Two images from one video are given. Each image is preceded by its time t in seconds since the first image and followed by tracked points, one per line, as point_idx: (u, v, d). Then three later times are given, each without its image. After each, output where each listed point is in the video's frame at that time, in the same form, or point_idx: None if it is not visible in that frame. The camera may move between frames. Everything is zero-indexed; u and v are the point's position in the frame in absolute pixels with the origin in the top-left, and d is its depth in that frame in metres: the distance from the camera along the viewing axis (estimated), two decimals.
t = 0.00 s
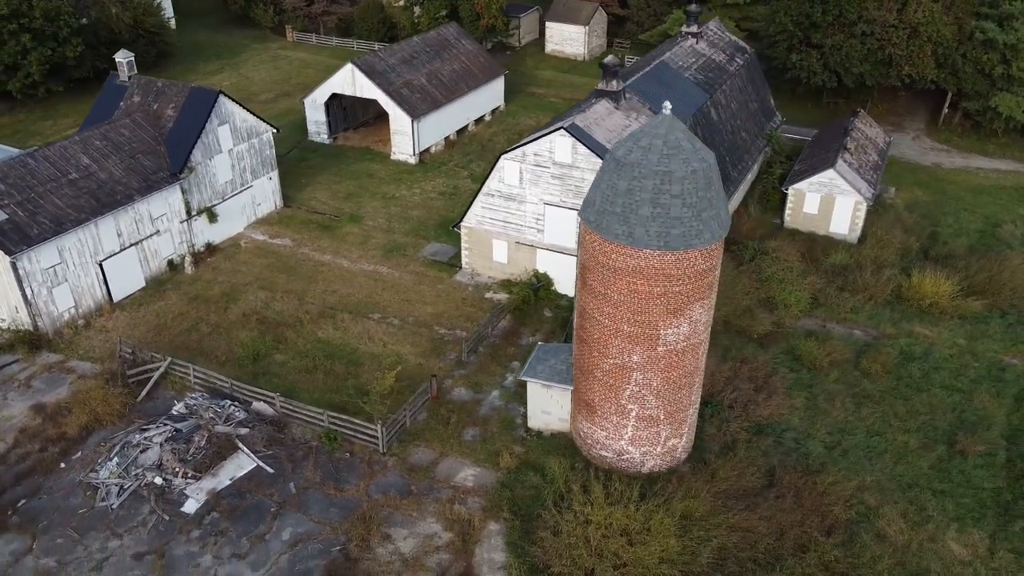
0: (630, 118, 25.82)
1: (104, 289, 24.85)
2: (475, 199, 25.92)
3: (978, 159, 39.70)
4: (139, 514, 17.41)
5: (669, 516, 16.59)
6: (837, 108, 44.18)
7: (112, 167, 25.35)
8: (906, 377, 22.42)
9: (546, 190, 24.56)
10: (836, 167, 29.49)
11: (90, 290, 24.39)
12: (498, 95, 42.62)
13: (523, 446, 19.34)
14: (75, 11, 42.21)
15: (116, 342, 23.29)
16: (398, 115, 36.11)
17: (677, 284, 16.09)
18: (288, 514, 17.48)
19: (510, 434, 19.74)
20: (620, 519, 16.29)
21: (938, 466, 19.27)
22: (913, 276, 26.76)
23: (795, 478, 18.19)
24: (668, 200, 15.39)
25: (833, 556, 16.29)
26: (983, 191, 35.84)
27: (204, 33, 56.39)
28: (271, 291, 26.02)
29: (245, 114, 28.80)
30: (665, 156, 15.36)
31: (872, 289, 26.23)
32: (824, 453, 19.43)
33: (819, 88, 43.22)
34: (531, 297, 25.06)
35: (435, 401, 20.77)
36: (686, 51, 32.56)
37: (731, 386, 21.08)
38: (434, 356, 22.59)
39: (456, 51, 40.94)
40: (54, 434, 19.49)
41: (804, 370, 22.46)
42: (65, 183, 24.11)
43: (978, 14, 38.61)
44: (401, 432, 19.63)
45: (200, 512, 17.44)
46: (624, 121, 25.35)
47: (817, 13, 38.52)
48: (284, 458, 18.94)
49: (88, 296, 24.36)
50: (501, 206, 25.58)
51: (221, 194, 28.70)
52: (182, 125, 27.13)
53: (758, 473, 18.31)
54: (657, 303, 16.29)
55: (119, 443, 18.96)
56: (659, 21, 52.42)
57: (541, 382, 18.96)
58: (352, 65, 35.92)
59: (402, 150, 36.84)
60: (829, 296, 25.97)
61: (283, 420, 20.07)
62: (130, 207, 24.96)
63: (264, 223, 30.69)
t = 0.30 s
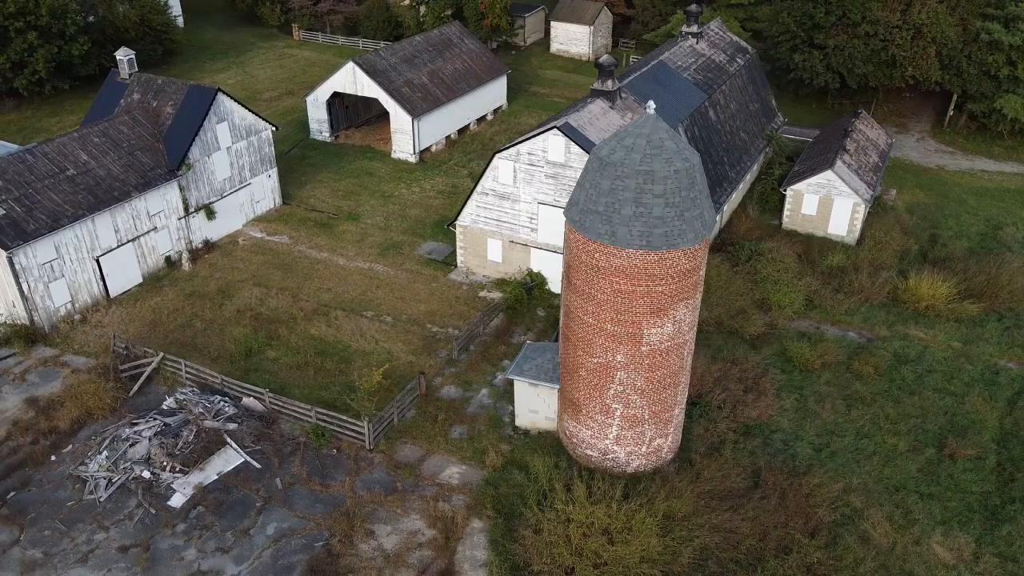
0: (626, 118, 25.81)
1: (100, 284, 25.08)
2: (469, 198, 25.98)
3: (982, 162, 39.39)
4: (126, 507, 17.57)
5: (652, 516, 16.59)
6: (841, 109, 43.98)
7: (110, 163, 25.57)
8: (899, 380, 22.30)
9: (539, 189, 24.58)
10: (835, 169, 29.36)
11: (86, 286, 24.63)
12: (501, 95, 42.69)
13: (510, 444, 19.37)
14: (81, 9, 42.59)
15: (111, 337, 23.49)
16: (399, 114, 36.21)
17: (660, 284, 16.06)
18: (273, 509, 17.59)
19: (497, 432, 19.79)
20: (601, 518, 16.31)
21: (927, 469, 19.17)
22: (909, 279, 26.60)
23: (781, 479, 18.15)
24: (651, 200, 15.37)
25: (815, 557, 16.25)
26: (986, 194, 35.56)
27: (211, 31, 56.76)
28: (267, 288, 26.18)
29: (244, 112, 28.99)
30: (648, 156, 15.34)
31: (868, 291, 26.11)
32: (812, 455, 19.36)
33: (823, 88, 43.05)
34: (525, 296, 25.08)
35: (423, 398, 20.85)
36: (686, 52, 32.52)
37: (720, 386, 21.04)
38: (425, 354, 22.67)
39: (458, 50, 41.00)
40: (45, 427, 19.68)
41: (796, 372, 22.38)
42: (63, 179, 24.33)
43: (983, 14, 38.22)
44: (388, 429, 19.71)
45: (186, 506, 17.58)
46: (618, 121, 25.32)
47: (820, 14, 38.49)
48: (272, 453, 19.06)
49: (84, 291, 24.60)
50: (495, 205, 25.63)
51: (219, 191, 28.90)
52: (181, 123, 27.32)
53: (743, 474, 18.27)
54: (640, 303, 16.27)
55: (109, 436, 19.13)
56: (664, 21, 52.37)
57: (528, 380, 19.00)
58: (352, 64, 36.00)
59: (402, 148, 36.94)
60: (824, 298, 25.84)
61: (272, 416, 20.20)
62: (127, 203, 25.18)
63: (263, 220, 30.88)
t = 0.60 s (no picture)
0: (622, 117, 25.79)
1: (98, 279, 25.33)
2: (464, 197, 26.03)
3: (987, 164, 39.06)
4: (113, 500, 17.73)
5: (634, 515, 16.59)
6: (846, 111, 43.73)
7: (109, 160, 25.80)
8: (891, 382, 22.17)
9: (533, 188, 24.61)
10: (834, 171, 29.22)
11: (84, 281, 24.88)
12: (504, 94, 42.70)
13: (496, 442, 19.40)
14: (89, 7, 42.97)
15: (106, 331, 23.71)
16: (400, 112, 36.33)
17: (643, 284, 16.05)
18: (258, 503, 17.72)
19: (484, 430, 19.83)
20: (583, 517, 16.32)
21: (915, 472, 19.06)
22: (906, 281, 26.43)
23: (766, 481, 18.10)
24: (633, 200, 15.34)
25: (797, 559, 16.21)
26: (990, 196, 35.26)
27: (219, 29, 57.13)
28: (263, 284, 26.33)
29: (243, 110, 29.17)
30: (631, 155, 15.33)
31: (865, 293, 25.96)
32: (799, 457, 19.29)
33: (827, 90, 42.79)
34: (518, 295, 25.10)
35: (412, 396, 20.92)
36: (686, 52, 32.45)
37: (709, 387, 21.00)
38: (416, 352, 22.74)
39: (462, 49, 41.05)
40: (38, 420, 19.88)
41: (787, 374, 22.29)
42: (61, 175, 24.57)
43: (990, 16, 37.87)
44: (375, 426, 19.80)
45: (172, 499, 17.73)
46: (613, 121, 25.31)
47: (824, 14, 38.22)
48: (260, 448, 19.19)
49: (81, 286, 24.85)
50: (490, 203, 25.67)
51: (218, 188, 29.10)
52: (180, 120, 27.50)
53: (728, 475, 18.24)
54: (623, 303, 16.26)
55: (100, 430, 19.31)
56: (670, 21, 52.24)
57: (515, 379, 19.05)
58: (353, 63, 36.14)
59: (403, 147, 37.04)
60: (820, 299, 25.71)
61: (262, 412, 20.34)
62: (125, 199, 25.41)
63: (262, 218, 31.06)
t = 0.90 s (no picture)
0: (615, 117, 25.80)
1: (94, 275, 25.58)
2: (458, 195, 26.11)
3: (991, 166, 38.77)
4: (100, 493, 17.91)
5: (614, 514, 16.60)
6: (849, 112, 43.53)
7: (106, 156, 26.02)
8: (882, 384, 22.07)
9: (525, 188, 24.68)
10: (830, 172, 29.06)
11: (80, 276, 25.14)
12: (505, 93, 42.74)
13: (481, 440, 19.46)
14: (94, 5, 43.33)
15: (100, 327, 23.95)
16: (399, 111, 36.43)
17: (625, 283, 16.05)
18: (242, 498, 17.85)
19: (470, 427, 19.89)
20: (562, 515, 16.36)
21: (901, 475, 18.97)
22: (902, 283, 26.29)
23: (749, 482, 18.08)
24: (614, 199, 15.35)
25: (777, 560, 16.18)
26: (992, 198, 35.01)
27: (226, 28, 57.46)
28: (257, 281, 26.49)
29: (241, 108, 29.35)
30: (612, 155, 15.34)
31: (859, 295, 25.84)
32: (785, 458, 19.24)
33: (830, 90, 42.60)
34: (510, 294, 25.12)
35: (400, 393, 20.99)
36: (684, 52, 32.39)
37: (696, 387, 20.96)
38: (406, 350, 22.82)
39: (463, 49, 41.11)
40: (29, 413, 20.10)
41: (777, 374, 22.22)
42: (58, 171, 24.80)
43: (995, 16, 37.43)
44: (362, 423, 19.89)
45: (158, 493, 17.88)
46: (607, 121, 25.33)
47: (826, 14, 38.23)
48: (246, 443, 19.33)
49: (77, 281, 25.11)
50: (483, 202, 25.73)
51: (215, 186, 29.30)
52: (177, 117, 27.70)
53: (712, 475, 18.22)
54: (605, 302, 16.26)
55: (89, 424, 19.49)
56: (675, 21, 52.11)
57: (500, 377, 19.11)
58: (354, 62, 36.28)
59: (403, 146, 37.14)
60: (813, 301, 25.59)
61: (250, 408, 20.48)
62: (122, 195, 25.63)
63: (260, 215, 31.26)
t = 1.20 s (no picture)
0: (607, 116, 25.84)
1: (89, 269, 25.85)
2: (450, 194, 26.18)
3: (993, 169, 38.46)
4: (84, 485, 18.10)
5: (591, 513, 16.61)
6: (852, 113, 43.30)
7: (102, 152, 26.25)
8: (869, 386, 21.96)
9: (516, 186, 24.73)
10: (827, 172, 28.90)
11: (75, 270, 25.43)
12: (506, 93, 42.80)
13: (464, 437, 19.51)
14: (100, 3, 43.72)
15: (93, 321, 24.20)
16: (398, 109, 36.54)
17: (602, 282, 16.06)
18: (224, 492, 17.99)
19: (454, 424, 19.96)
20: (538, 513, 16.39)
21: (885, 477, 18.87)
22: (895, 285, 26.13)
23: (730, 482, 18.04)
24: (591, 198, 15.36)
25: (752, 561, 16.16)
26: (993, 201, 34.73)
27: (233, 26, 57.86)
28: (250, 278, 26.68)
29: (238, 105, 29.55)
30: (589, 153, 15.36)
31: (851, 296, 25.72)
32: (768, 459, 19.19)
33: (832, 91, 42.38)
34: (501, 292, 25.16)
35: (385, 390, 21.09)
36: (682, 52, 32.33)
37: (681, 387, 20.94)
38: (394, 347, 22.92)
39: (464, 48, 41.19)
40: (18, 405, 20.34)
41: (764, 375, 22.16)
42: (54, 167, 25.06)
43: (999, 17, 37.15)
44: (346, 419, 20.00)
45: (141, 486, 18.06)
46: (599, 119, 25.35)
47: (828, 15, 38.10)
48: (231, 437, 19.49)
49: (72, 276, 25.39)
50: (475, 200, 25.79)
51: (212, 182, 29.52)
52: (174, 114, 27.92)
53: (692, 475, 18.19)
54: (582, 300, 16.28)
55: (76, 417, 19.69)
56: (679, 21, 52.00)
57: (482, 375, 19.16)
58: (354, 60, 36.45)
59: (402, 144, 37.26)
60: (804, 302, 25.48)
61: (236, 402, 20.64)
62: (117, 191, 25.88)
63: (256, 212, 31.47)
